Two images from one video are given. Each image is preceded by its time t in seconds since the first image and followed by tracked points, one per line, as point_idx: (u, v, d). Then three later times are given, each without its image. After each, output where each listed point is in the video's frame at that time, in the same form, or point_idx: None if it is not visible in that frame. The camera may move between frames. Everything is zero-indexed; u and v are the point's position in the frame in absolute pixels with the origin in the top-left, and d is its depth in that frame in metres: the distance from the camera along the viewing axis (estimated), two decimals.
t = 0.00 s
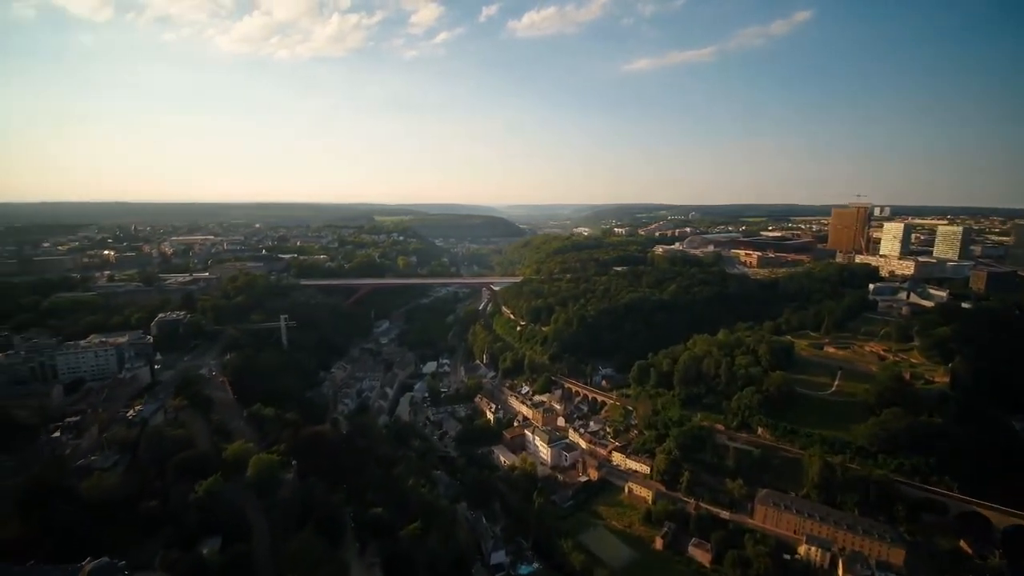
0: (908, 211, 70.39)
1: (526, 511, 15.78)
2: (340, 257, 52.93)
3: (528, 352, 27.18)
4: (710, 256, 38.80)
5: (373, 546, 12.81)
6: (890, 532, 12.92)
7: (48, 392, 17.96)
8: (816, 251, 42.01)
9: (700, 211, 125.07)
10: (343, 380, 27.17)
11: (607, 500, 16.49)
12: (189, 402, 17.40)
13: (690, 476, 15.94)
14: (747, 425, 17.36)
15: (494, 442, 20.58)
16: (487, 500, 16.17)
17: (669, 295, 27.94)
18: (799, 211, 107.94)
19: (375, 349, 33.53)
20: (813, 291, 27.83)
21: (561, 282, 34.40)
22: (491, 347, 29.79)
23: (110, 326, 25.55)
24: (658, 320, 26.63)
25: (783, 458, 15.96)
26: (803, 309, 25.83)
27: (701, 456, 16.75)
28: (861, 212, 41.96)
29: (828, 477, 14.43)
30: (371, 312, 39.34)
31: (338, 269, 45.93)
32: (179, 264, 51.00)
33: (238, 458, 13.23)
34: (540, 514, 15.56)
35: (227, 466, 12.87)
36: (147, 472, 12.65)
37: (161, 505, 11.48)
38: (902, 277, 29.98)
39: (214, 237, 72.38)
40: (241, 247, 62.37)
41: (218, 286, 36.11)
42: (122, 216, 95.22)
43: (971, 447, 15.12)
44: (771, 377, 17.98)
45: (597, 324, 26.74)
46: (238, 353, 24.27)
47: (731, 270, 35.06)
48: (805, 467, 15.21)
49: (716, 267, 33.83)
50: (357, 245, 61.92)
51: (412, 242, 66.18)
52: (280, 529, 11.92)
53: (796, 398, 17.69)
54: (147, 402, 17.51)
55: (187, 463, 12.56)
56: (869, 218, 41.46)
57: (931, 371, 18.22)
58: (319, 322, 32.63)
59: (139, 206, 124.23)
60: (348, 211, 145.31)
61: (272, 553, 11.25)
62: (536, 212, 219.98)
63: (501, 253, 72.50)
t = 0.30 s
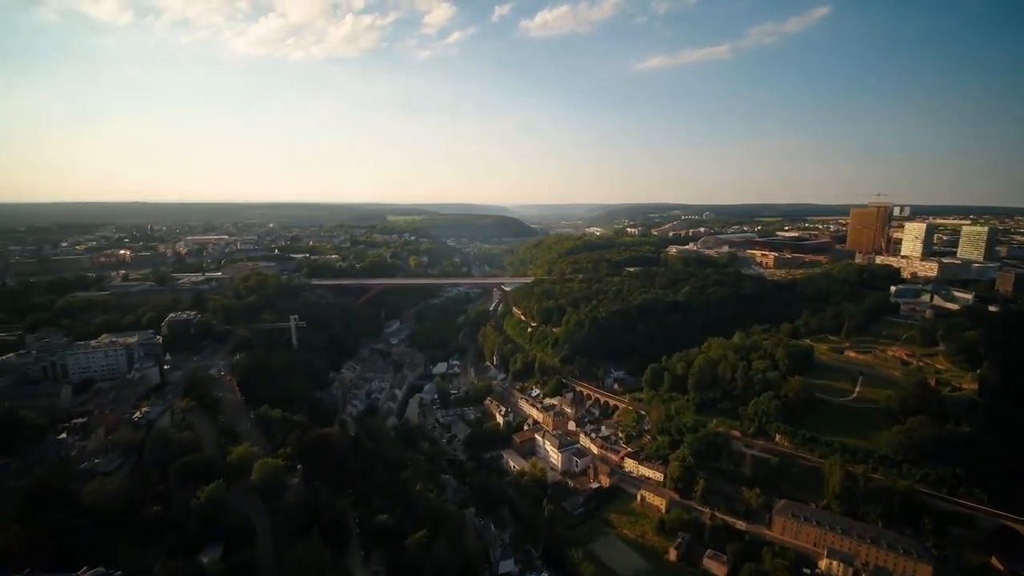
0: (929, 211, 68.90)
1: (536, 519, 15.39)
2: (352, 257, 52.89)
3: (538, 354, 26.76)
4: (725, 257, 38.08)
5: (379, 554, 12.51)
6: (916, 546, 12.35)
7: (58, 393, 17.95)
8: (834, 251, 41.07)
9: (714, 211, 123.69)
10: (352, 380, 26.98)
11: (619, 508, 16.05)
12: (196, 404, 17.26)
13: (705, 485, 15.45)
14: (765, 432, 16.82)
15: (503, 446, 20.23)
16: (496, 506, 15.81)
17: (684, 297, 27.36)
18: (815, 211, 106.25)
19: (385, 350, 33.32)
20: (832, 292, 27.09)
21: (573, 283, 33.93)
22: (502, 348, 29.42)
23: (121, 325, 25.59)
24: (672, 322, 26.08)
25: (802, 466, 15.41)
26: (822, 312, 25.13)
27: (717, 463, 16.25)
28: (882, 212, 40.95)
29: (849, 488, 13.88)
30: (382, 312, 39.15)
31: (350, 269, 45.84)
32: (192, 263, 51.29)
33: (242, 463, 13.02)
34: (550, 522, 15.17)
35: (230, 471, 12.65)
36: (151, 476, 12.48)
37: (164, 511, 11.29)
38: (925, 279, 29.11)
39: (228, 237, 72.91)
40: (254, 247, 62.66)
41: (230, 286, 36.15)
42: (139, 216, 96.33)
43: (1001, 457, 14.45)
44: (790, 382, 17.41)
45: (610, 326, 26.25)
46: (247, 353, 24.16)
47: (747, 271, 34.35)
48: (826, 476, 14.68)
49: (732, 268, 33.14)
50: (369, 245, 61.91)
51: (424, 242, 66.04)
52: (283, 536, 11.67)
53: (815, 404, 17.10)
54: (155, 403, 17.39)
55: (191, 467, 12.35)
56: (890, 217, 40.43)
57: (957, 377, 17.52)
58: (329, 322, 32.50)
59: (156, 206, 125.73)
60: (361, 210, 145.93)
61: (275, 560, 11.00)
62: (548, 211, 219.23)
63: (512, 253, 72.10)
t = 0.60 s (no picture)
0: (943, 211, 67.87)
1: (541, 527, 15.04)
2: (358, 257, 52.74)
3: (545, 357, 26.39)
4: (735, 257, 37.50)
5: (380, 563, 12.23)
6: (935, 561, 11.89)
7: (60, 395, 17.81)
8: (846, 252, 40.39)
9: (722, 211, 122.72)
10: (357, 382, 26.74)
11: (627, 515, 15.67)
12: (197, 407, 17.03)
13: (715, 493, 15.02)
14: (777, 438, 16.38)
15: (509, 450, 19.88)
16: (501, 513, 15.47)
17: (693, 299, 26.88)
18: (825, 211, 105.21)
19: (390, 351, 33.08)
20: (845, 294, 26.51)
21: (579, 284, 33.54)
22: (507, 350, 29.07)
23: (126, 326, 25.45)
24: (681, 325, 25.61)
25: (817, 475, 14.95)
26: (835, 314, 24.57)
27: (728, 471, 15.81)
28: (895, 212, 40.23)
29: (866, 498, 13.41)
30: (388, 313, 38.91)
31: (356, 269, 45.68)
32: (200, 264, 51.35)
33: (241, 469, 12.74)
34: (556, 530, 14.82)
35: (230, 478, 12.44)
36: (150, 482, 12.25)
37: (160, 520, 11.06)
38: (940, 280, 28.45)
39: (237, 237, 73.19)
40: (261, 247, 62.72)
41: (235, 286, 36.05)
42: (148, 216, 96.84)
43: None
44: (802, 387, 16.96)
45: (617, 328, 25.85)
46: (251, 354, 23.95)
47: (758, 272, 33.75)
48: (841, 485, 14.24)
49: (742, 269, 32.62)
50: (375, 245, 61.80)
51: (430, 242, 65.79)
52: (282, 546, 11.42)
53: (829, 410, 16.62)
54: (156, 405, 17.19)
55: (189, 473, 12.09)
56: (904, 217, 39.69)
57: (977, 382, 16.95)
58: (334, 323, 32.30)
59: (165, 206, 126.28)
60: (368, 211, 146.15)
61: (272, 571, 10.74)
62: (555, 212, 218.68)
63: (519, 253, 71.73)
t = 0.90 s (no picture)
0: (961, 211, 66.54)
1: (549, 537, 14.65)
2: (367, 257, 52.61)
3: (554, 359, 25.98)
4: (748, 258, 36.83)
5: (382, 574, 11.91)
6: None
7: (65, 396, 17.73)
8: (862, 253, 39.55)
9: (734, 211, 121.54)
10: (364, 384, 26.45)
11: (637, 525, 15.21)
12: (201, 410, 16.84)
13: (729, 503, 14.55)
14: (793, 446, 15.86)
15: (516, 455, 19.47)
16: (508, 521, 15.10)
17: (705, 301, 26.34)
18: (838, 211, 103.79)
19: (398, 352, 32.83)
20: (862, 297, 25.85)
21: (589, 285, 33.09)
22: (516, 352, 28.69)
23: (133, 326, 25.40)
24: (693, 328, 25.10)
25: (835, 485, 14.42)
26: (853, 317, 23.93)
27: (742, 480, 15.32)
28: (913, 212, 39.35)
29: (888, 511, 12.88)
30: (396, 314, 38.70)
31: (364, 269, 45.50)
32: (210, 263, 51.48)
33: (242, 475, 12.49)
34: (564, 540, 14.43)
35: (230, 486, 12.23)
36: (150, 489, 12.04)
37: (158, 528, 10.82)
38: (961, 282, 27.68)
39: (247, 237, 73.50)
40: (271, 247, 62.86)
41: (244, 287, 35.99)
42: (160, 215, 97.56)
43: None
44: (820, 394, 16.41)
45: (627, 331, 25.38)
46: (257, 355, 23.76)
47: (771, 274, 33.10)
48: (861, 497, 13.70)
49: (755, 271, 31.94)
50: (384, 245, 61.71)
51: (439, 242, 65.58)
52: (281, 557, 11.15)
53: (848, 418, 16.07)
54: (160, 408, 17.03)
55: (188, 480, 11.86)
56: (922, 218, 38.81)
57: (1003, 390, 16.31)
58: (342, 324, 32.09)
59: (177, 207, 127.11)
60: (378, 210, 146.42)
61: None
62: (565, 211, 217.99)
63: (529, 253, 71.33)
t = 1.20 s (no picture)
0: (979, 212, 65.26)
1: (557, 545, 14.28)
2: (376, 257, 52.48)
3: (563, 362, 25.60)
4: (761, 259, 36.19)
5: None
6: None
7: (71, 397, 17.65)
8: (879, 254, 38.73)
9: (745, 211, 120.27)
10: (371, 385, 26.22)
11: (648, 534, 14.80)
12: (205, 412, 16.65)
13: (743, 513, 14.10)
14: (809, 454, 15.38)
15: (524, 460, 19.11)
16: (514, 529, 14.75)
17: (717, 303, 25.82)
18: (852, 211, 102.39)
19: (406, 353, 32.60)
20: (880, 299, 25.21)
21: (599, 286, 32.67)
22: (525, 354, 28.34)
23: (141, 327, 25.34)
24: (705, 331, 24.60)
25: (854, 496, 13.94)
26: (870, 320, 23.33)
27: (756, 489, 14.86)
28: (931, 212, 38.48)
29: (909, 524, 12.38)
30: (404, 314, 38.48)
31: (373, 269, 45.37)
32: (220, 263, 51.59)
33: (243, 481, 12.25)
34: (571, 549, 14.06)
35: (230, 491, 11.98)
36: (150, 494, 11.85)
37: (156, 535, 10.60)
38: (982, 285, 26.93)
39: (257, 237, 73.74)
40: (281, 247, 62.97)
41: (252, 287, 35.95)
42: (172, 215, 98.34)
43: None
44: (838, 400, 15.90)
45: (638, 333, 24.93)
46: (263, 357, 23.60)
47: (785, 275, 32.49)
48: (881, 509, 13.21)
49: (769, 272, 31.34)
50: (394, 245, 61.62)
51: (448, 242, 65.36)
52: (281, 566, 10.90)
53: (867, 425, 15.55)
54: (164, 409, 16.88)
55: (189, 486, 11.65)
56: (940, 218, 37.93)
57: None
58: (349, 325, 31.91)
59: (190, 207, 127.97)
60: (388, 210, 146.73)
61: None
62: (575, 212, 217.19)
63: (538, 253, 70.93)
